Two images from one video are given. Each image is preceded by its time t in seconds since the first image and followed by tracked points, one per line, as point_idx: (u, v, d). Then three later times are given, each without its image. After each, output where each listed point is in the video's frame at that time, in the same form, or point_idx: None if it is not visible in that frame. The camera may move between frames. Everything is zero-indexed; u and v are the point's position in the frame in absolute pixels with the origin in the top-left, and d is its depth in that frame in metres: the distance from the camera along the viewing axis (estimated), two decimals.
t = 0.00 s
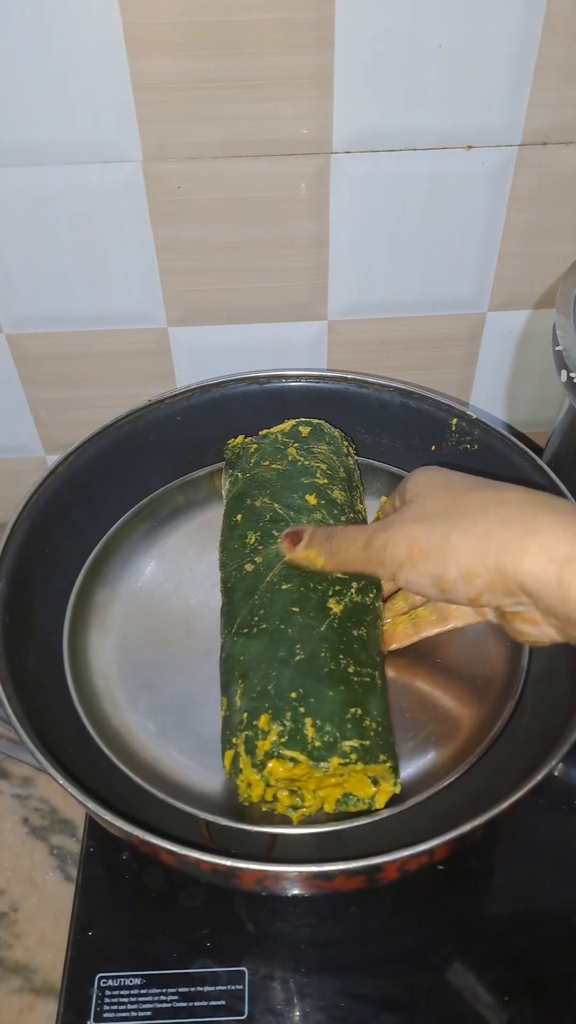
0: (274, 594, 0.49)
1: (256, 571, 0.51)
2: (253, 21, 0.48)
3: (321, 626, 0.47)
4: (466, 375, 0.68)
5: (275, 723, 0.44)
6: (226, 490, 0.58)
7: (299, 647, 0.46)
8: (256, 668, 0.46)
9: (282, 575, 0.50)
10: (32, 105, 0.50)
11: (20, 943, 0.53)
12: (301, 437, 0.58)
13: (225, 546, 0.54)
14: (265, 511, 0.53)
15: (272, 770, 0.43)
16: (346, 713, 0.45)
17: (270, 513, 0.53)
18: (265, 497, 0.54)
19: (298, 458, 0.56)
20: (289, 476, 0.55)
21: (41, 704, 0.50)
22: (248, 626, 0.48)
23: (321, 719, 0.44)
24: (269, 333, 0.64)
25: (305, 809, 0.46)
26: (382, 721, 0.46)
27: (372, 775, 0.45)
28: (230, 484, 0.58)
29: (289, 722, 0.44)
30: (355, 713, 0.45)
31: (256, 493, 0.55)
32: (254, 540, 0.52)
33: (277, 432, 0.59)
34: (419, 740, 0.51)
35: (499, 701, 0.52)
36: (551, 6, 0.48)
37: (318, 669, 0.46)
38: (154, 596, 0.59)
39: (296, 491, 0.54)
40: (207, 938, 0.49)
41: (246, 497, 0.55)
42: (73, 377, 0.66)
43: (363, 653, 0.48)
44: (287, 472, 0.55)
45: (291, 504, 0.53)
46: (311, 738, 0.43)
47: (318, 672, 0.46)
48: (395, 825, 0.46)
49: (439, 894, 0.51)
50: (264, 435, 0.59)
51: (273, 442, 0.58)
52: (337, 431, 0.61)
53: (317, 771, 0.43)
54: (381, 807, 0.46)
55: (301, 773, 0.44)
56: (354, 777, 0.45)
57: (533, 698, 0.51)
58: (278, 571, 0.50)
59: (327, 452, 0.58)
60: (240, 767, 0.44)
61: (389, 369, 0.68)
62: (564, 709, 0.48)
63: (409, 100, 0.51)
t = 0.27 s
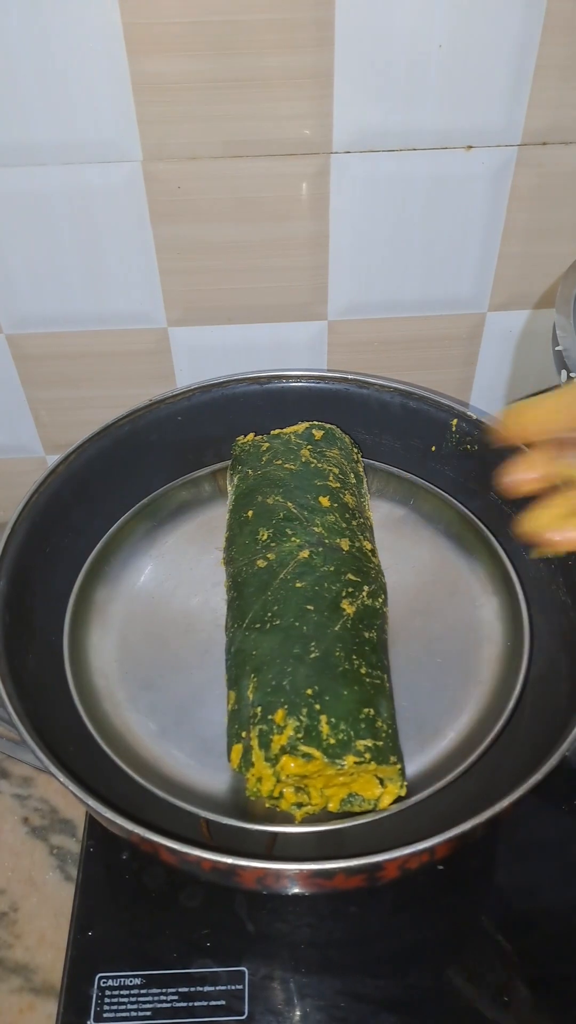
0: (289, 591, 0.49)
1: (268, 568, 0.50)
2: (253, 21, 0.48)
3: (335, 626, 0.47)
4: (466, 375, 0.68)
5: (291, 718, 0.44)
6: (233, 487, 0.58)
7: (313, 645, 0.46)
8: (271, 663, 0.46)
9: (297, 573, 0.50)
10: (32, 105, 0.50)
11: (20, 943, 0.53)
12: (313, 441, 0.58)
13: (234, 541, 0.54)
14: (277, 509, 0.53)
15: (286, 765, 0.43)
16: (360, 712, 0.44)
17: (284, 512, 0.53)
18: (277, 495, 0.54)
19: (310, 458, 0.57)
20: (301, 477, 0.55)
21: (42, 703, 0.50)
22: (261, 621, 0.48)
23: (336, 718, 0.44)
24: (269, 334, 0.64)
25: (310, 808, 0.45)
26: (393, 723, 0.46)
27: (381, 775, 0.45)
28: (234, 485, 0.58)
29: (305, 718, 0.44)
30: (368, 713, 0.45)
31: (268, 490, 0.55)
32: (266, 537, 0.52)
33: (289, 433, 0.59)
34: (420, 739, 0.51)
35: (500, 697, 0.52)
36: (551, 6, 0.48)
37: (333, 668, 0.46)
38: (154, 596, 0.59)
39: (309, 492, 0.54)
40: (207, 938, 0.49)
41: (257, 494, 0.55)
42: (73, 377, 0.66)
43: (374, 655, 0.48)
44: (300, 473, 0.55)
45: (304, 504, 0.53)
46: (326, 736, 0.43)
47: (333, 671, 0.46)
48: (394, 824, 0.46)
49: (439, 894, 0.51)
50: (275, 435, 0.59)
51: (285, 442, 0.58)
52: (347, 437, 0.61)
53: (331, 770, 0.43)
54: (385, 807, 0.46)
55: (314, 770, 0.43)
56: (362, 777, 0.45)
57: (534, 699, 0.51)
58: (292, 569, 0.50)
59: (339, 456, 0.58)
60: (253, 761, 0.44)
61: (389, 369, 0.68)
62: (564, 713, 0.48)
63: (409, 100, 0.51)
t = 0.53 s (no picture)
0: (293, 591, 0.49)
1: (272, 567, 0.50)
2: (253, 21, 0.48)
3: (339, 626, 0.47)
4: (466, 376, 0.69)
5: (295, 717, 0.44)
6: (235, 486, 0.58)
7: (317, 644, 0.46)
8: (275, 662, 0.46)
9: (300, 572, 0.50)
10: (32, 105, 0.50)
11: (20, 943, 0.53)
12: (317, 442, 0.58)
13: (237, 540, 0.54)
14: (281, 509, 0.53)
15: (289, 763, 0.43)
16: (364, 713, 0.45)
17: (287, 513, 0.53)
18: (281, 495, 0.54)
19: (314, 459, 0.57)
20: (304, 477, 0.55)
21: (41, 703, 0.50)
22: (265, 620, 0.48)
23: (341, 718, 0.44)
24: (269, 334, 0.64)
25: (310, 807, 0.46)
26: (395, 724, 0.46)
27: (383, 775, 0.45)
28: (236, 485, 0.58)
29: (310, 718, 0.44)
30: (371, 713, 0.45)
31: (272, 490, 0.55)
32: (270, 537, 0.52)
33: (293, 434, 0.59)
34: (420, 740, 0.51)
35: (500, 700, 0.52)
36: (551, 5, 0.48)
37: (337, 668, 0.46)
38: (154, 596, 0.59)
39: (313, 493, 0.54)
40: (207, 938, 0.49)
41: (260, 494, 0.55)
42: (73, 377, 0.66)
43: (377, 656, 0.48)
44: (303, 473, 0.55)
45: (307, 505, 0.53)
46: (330, 736, 0.43)
47: (337, 672, 0.46)
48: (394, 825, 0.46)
49: (439, 894, 0.51)
50: (279, 435, 0.59)
51: (288, 442, 0.58)
52: (350, 440, 0.61)
53: (335, 769, 0.43)
54: (385, 807, 0.46)
55: (318, 769, 0.43)
56: (364, 777, 0.46)
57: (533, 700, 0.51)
58: (295, 569, 0.50)
59: (343, 459, 0.58)
60: (256, 760, 0.44)
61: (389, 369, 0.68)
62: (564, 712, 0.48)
63: (409, 99, 0.51)
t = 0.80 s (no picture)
0: (293, 591, 0.49)
1: (272, 567, 0.50)
2: (253, 21, 0.48)
3: (339, 626, 0.47)
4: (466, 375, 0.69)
5: (295, 717, 0.44)
6: (235, 486, 0.58)
7: (318, 644, 0.46)
8: (275, 662, 0.46)
9: (301, 572, 0.50)
10: (32, 105, 0.50)
11: (20, 943, 0.53)
12: (317, 442, 0.58)
13: (237, 539, 0.54)
14: (280, 509, 0.53)
15: (289, 763, 0.43)
16: (364, 713, 0.45)
17: (287, 513, 0.53)
18: (281, 495, 0.54)
19: (313, 459, 0.57)
20: (304, 477, 0.55)
21: (41, 703, 0.50)
22: (264, 620, 0.48)
23: (340, 718, 0.44)
24: (269, 334, 0.64)
25: (310, 807, 0.46)
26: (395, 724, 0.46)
27: (382, 775, 0.46)
28: (236, 484, 0.58)
29: (310, 717, 0.44)
30: (371, 713, 0.45)
31: (271, 489, 0.55)
32: (270, 537, 0.52)
33: (292, 434, 0.59)
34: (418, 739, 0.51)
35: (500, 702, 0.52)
36: (550, 6, 0.48)
37: (337, 668, 0.46)
38: (154, 596, 0.59)
39: (313, 494, 0.54)
40: (207, 938, 0.49)
41: (260, 493, 0.55)
42: (72, 377, 0.66)
43: (377, 655, 0.48)
44: (303, 473, 0.56)
45: (307, 505, 0.53)
46: (330, 736, 0.43)
47: (337, 672, 0.46)
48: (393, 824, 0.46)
49: (438, 895, 0.51)
50: (279, 435, 0.59)
51: (288, 442, 0.58)
52: (350, 440, 0.61)
53: (335, 769, 0.43)
54: (386, 807, 0.46)
55: (318, 769, 0.43)
56: (364, 777, 0.46)
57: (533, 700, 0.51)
58: (295, 569, 0.50)
59: (343, 458, 0.58)
60: (256, 760, 0.44)
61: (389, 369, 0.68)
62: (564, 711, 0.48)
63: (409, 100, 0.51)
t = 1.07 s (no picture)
0: (294, 590, 0.49)
1: (272, 567, 0.50)
2: (252, 21, 0.48)
3: (339, 626, 0.47)
4: (466, 375, 0.69)
5: (297, 716, 0.43)
6: (236, 486, 0.58)
7: (318, 645, 0.46)
8: (276, 661, 0.46)
9: (301, 572, 0.50)
10: (32, 106, 0.50)
11: (20, 943, 0.53)
12: (317, 441, 0.58)
13: (237, 539, 0.54)
14: (281, 509, 0.53)
15: (290, 762, 0.42)
16: (365, 712, 0.45)
17: (288, 513, 0.53)
18: (281, 495, 0.54)
19: (314, 459, 0.57)
20: (305, 477, 0.55)
21: (42, 703, 0.50)
22: (265, 619, 0.48)
23: (341, 718, 0.44)
24: (269, 334, 0.64)
25: (310, 805, 0.45)
26: (396, 724, 0.46)
27: (383, 775, 0.44)
28: (236, 485, 0.58)
29: (310, 717, 0.43)
30: (372, 713, 0.45)
31: (271, 489, 0.54)
32: (270, 536, 0.52)
33: (293, 434, 0.59)
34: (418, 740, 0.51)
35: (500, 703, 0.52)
36: (550, 6, 0.48)
37: (338, 668, 0.46)
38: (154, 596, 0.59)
39: (314, 494, 0.54)
40: (207, 938, 0.49)
41: (260, 493, 0.55)
42: (72, 377, 0.66)
43: (380, 655, 0.48)
44: (304, 473, 0.56)
45: (308, 505, 0.53)
46: (331, 736, 0.43)
47: (338, 672, 0.46)
48: (394, 824, 0.46)
49: (438, 895, 0.51)
50: (279, 435, 0.59)
51: (288, 442, 0.58)
52: (351, 439, 0.61)
53: (336, 769, 0.43)
54: (386, 807, 0.46)
55: (319, 769, 0.43)
56: (365, 777, 0.44)
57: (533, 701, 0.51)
58: (296, 569, 0.50)
59: (343, 458, 0.58)
60: (257, 760, 0.43)
61: (389, 369, 0.68)
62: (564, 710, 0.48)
63: (408, 101, 0.51)
